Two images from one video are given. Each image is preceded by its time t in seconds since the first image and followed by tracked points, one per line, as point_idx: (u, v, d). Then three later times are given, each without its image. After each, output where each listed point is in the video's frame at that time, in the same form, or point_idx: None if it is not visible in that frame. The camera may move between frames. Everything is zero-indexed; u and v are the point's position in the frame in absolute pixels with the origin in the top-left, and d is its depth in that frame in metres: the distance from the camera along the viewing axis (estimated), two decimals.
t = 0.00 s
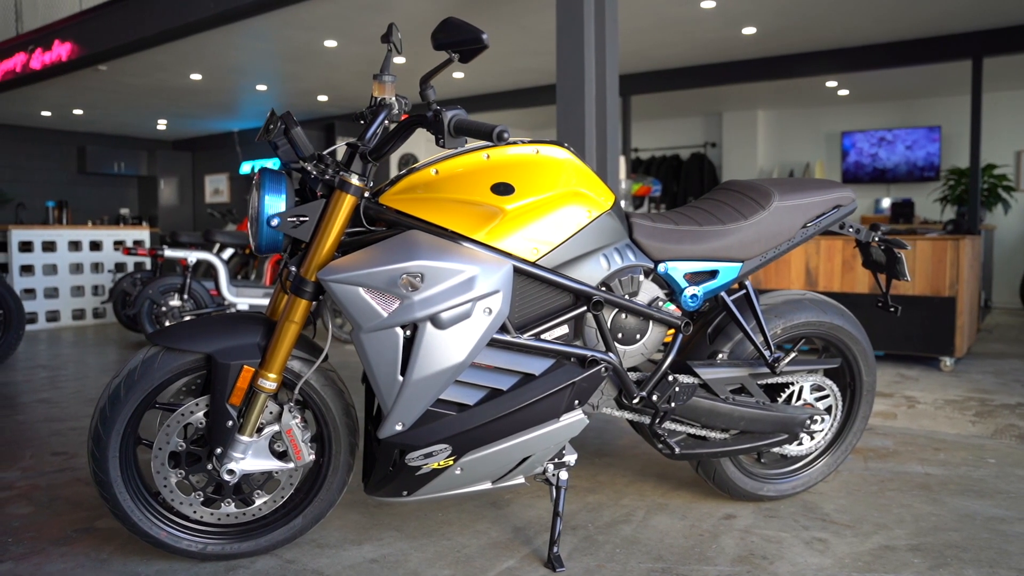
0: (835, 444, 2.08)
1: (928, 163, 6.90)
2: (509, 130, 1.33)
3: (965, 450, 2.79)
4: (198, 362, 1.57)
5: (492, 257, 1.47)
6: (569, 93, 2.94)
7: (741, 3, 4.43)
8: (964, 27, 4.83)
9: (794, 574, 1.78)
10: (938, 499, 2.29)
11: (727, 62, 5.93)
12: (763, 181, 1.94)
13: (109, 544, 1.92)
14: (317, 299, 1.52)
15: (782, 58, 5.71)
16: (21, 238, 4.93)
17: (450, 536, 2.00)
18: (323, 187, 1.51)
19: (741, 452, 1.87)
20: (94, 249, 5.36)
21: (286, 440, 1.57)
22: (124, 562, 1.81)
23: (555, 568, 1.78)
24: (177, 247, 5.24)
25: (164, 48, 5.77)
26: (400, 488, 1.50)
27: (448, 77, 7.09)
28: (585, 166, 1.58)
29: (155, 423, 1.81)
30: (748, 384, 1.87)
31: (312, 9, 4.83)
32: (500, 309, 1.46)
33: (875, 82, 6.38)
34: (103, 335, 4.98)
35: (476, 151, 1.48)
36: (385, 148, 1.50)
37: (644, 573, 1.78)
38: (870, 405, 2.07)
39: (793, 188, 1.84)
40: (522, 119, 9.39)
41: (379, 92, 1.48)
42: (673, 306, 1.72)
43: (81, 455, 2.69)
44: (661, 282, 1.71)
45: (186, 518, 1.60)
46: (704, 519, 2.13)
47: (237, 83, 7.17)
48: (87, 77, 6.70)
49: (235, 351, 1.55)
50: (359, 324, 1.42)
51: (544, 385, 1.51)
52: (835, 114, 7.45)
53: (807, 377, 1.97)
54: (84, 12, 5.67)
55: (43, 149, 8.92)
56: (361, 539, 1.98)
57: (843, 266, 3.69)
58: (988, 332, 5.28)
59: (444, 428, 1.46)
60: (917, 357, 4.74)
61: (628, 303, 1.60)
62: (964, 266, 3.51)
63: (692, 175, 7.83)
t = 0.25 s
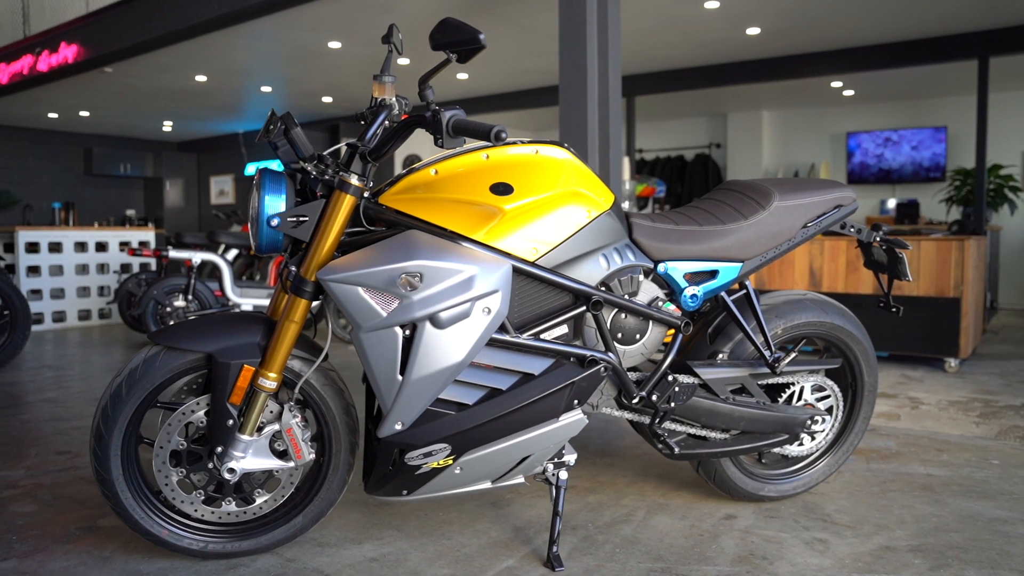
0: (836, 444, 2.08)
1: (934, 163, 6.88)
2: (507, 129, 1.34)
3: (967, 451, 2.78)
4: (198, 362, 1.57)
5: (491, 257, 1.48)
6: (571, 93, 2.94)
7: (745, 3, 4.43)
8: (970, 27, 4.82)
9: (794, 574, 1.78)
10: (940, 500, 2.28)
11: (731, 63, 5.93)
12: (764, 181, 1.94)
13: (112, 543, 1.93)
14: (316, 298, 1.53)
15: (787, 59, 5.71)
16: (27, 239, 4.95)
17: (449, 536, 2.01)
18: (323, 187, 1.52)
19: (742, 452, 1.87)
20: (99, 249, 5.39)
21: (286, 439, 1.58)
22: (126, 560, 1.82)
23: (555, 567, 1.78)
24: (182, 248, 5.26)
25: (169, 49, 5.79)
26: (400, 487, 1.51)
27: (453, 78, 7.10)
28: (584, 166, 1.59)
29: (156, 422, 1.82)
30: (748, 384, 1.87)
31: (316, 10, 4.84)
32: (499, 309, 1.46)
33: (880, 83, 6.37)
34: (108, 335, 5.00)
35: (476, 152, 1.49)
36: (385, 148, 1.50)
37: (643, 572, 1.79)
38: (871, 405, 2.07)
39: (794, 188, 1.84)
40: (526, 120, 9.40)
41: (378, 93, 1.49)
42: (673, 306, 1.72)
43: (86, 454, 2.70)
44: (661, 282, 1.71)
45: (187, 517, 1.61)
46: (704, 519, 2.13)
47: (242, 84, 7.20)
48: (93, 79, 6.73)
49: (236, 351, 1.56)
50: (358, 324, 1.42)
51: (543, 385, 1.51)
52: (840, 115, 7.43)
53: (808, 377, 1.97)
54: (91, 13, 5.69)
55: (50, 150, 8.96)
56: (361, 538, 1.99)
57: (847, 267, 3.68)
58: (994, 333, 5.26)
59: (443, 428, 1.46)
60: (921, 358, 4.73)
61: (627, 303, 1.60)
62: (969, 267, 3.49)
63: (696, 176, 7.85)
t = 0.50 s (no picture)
0: (838, 445, 2.07)
1: (941, 164, 6.87)
2: (505, 129, 1.34)
3: (971, 452, 2.77)
4: (200, 361, 1.58)
5: (491, 257, 1.48)
6: (575, 94, 2.95)
7: (750, 4, 4.42)
8: (974, 26, 4.81)
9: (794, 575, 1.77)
10: (943, 501, 2.28)
11: (736, 63, 5.92)
12: (765, 181, 1.94)
13: (115, 540, 1.94)
14: (317, 298, 1.53)
15: (792, 59, 5.70)
16: (34, 240, 4.98)
17: (450, 535, 2.01)
18: (323, 187, 1.53)
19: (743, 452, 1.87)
20: (106, 250, 5.41)
21: (287, 439, 1.59)
22: (128, 557, 1.83)
23: (554, 566, 1.78)
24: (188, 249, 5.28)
25: (176, 51, 5.82)
26: (401, 486, 1.51)
27: (458, 79, 7.11)
28: (585, 167, 1.59)
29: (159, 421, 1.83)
30: (749, 384, 1.87)
31: (321, 12, 4.86)
32: (499, 309, 1.47)
33: (887, 83, 6.36)
34: (114, 336, 5.02)
35: (475, 152, 1.49)
36: (385, 149, 1.51)
37: (644, 572, 1.79)
38: (874, 407, 2.07)
39: (795, 188, 1.84)
40: (531, 121, 9.40)
41: (379, 94, 1.49)
42: (673, 306, 1.72)
43: (91, 453, 2.72)
44: (661, 282, 1.71)
45: (189, 515, 1.62)
46: (705, 519, 2.13)
47: (248, 86, 7.22)
48: (99, 81, 6.77)
49: (237, 350, 1.57)
50: (358, 323, 1.43)
51: (542, 384, 1.51)
52: (846, 115, 7.41)
53: (809, 378, 1.97)
54: (98, 16, 5.73)
55: (58, 152, 9.02)
56: (362, 537, 1.99)
57: (852, 267, 3.67)
58: (1000, 334, 5.24)
59: (443, 427, 1.47)
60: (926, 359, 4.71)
61: (627, 303, 1.61)
62: (975, 267, 3.47)
63: (702, 176, 7.82)
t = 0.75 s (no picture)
0: (841, 446, 2.07)
1: (950, 163, 6.84)
2: (503, 130, 1.35)
3: (976, 453, 2.76)
4: (202, 361, 1.59)
5: (491, 257, 1.49)
6: (579, 94, 2.95)
7: (756, 4, 4.42)
8: (981, 25, 4.79)
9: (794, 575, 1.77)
10: (946, 503, 2.27)
11: (742, 63, 5.92)
12: (767, 181, 1.94)
13: (120, 538, 1.95)
14: (318, 298, 1.54)
15: (799, 59, 5.68)
16: (44, 241, 5.02)
17: (452, 534, 2.02)
18: (324, 188, 1.54)
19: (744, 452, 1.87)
20: (115, 251, 5.45)
21: (288, 438, 1.60)
22: (132, 555, 1.85)
23: (555, 566, 1.78)
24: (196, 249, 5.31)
25: (184, 53, 5.85)
26: (402, 485, 1.52)
27: (464, 80, 7.13)
28: (585, 167, 1.60)
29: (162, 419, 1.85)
30: (750, 384, 1.87)
31: (328, 13, 4.88)
32: (498, 309, 1.47)
33: (895, 82, 6.33)
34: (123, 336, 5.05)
35: (475, 152, 1.50)
36: (386, 149, 1.52)
37: (644, 572, 1.79)
38: (876, 408, 2.06)
39: (796, 188, 1.84)
40: (538, 121, 9.40)
41: (380, 95, 1.50)
42: (673, 306, 1.72)
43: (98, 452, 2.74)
44: (662, 283, 1.71)
45: (192, 513, 1.64)
46: (707, 519, 2.13)
47: (256, 87, 7.26)
48: (108, 83, 6.81)
49: (239, 349, 1.58)
50: (359, 323, 1.44)
51: (542, 384, 1.52)
52: (854, 115, 7.38)
53: (811, 378, 1.96)
54: (106, 19, 5.77)
55: (69, 153, 9.08)
56: (364, 536, 2.00)
57: (859, 267, 3.66)
58: (1009, 335, 5.20)
59: (443, 427, 1.47)
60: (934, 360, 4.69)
61: (628, 303, 1.61)
62: (983, 267, 3.45)
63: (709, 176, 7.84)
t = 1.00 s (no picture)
0: (844, 447, 2.07)
1: (962, 163, 6.79)
2: (500, 132, 1.36)
3: (982, 455, 2.74)
4: (204, 360, 1.61)
5: (490, 257, 1.50)
6: (585, 95, 2.96)
7: (764, 3, 4.41)
8: (991, 23, 4.76)
9: None
10: (950, 504, 2.26)
11: (750, 63, 5.91)
12: (768, 181, 1.94)
13: (125, 535, 1.97)
14: (319, 298, 1.56)
15: (808, 58, 5.67)
16: (56, 241, 5.07)
17: (453, 534, 2.02)
18: (325, 189, 1.55)
19: (746, 453, 1.87)
20: (126, 251, 5.49)
21: (290, 437, 1.62)
22: (137, 551, 1.87)
23: (555, 566, 1.79)
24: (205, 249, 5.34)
25: (195, 54, 5.90)
26: (403, 484, 1.53)
27: (472, 80, 7.14)
28: (586, 168, 1.60)
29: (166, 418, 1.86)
30: (751, 385, 1.87)
31: (337, 14, 4.91)
32: (498, 309, 1.48)
33: (905, 81, 6.29)
34: (133, 335, 5.09)
35: (475, 153, 1.51)
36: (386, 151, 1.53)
37: (643, 572, 1.79)
38: (880, 409, 2.06)
39: (798, 188, 1.84)
40: (546, 121, 9.41)
41: (382, 96, 1.51)
42: (674, 306, 1.73)
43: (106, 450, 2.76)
44: (663, 283, 1.72)
45: (196, 511, 1.66)
46: (708, 520, 2.13)
47: (265, 88, 7.30)
48: (119, 84, 6.86)
49: (242, 349, 1.60)
50: (359, 323, 1.45)
51: (542, 384, 1.53)
52: (865, 114, 7.34)
53: (813, 379, 1.96)
54: (117, 21, 5.82)
55: (81, 154, 9.16)
56: (367, 535, 2.01)
57: (867, 267, 3.63)
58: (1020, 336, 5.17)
59: (443, 426, 1.48)
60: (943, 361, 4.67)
61: (628, 304, 1.61)
62: (992, 268, 3.42)
63: (718, 176, 7.76)
